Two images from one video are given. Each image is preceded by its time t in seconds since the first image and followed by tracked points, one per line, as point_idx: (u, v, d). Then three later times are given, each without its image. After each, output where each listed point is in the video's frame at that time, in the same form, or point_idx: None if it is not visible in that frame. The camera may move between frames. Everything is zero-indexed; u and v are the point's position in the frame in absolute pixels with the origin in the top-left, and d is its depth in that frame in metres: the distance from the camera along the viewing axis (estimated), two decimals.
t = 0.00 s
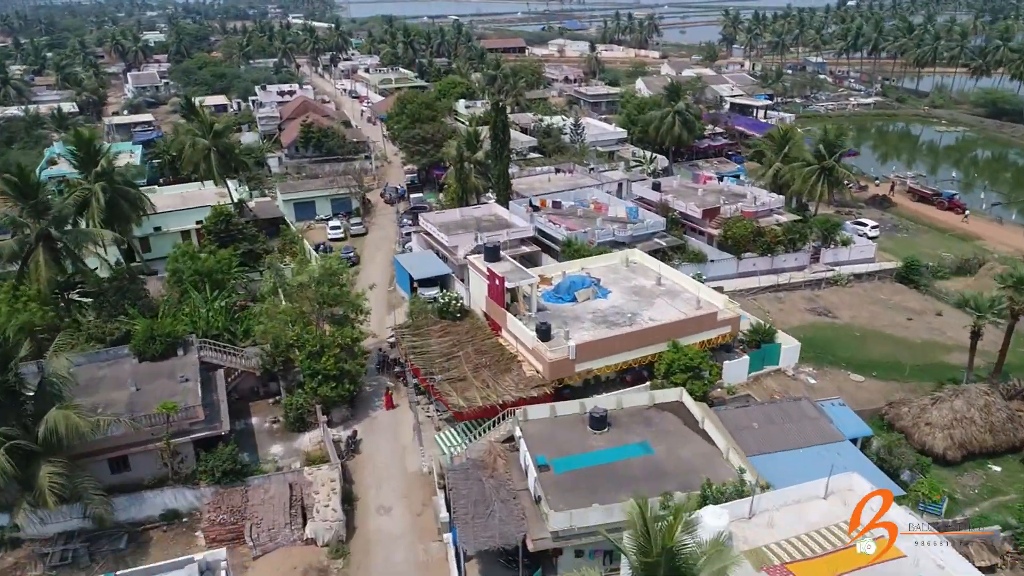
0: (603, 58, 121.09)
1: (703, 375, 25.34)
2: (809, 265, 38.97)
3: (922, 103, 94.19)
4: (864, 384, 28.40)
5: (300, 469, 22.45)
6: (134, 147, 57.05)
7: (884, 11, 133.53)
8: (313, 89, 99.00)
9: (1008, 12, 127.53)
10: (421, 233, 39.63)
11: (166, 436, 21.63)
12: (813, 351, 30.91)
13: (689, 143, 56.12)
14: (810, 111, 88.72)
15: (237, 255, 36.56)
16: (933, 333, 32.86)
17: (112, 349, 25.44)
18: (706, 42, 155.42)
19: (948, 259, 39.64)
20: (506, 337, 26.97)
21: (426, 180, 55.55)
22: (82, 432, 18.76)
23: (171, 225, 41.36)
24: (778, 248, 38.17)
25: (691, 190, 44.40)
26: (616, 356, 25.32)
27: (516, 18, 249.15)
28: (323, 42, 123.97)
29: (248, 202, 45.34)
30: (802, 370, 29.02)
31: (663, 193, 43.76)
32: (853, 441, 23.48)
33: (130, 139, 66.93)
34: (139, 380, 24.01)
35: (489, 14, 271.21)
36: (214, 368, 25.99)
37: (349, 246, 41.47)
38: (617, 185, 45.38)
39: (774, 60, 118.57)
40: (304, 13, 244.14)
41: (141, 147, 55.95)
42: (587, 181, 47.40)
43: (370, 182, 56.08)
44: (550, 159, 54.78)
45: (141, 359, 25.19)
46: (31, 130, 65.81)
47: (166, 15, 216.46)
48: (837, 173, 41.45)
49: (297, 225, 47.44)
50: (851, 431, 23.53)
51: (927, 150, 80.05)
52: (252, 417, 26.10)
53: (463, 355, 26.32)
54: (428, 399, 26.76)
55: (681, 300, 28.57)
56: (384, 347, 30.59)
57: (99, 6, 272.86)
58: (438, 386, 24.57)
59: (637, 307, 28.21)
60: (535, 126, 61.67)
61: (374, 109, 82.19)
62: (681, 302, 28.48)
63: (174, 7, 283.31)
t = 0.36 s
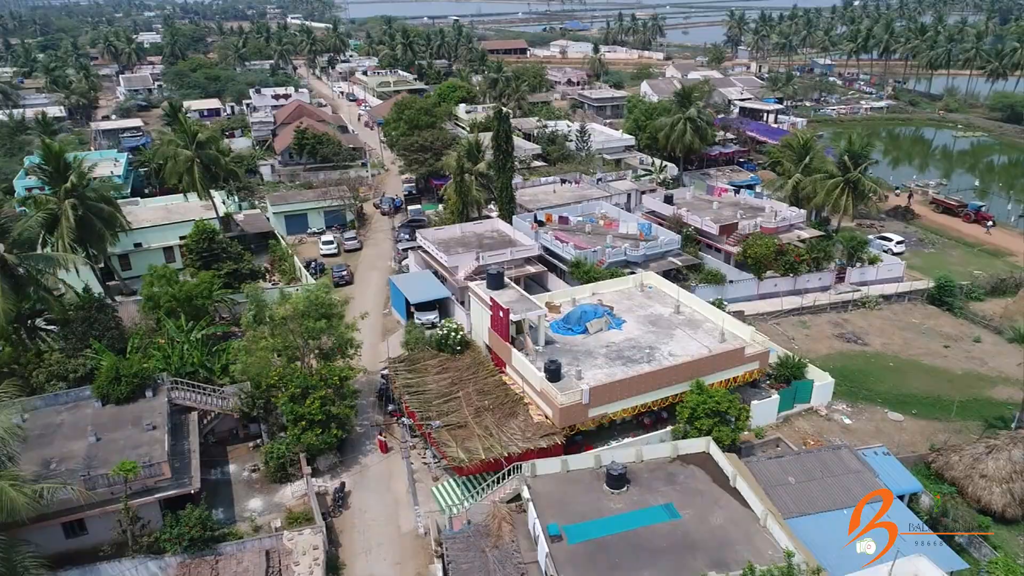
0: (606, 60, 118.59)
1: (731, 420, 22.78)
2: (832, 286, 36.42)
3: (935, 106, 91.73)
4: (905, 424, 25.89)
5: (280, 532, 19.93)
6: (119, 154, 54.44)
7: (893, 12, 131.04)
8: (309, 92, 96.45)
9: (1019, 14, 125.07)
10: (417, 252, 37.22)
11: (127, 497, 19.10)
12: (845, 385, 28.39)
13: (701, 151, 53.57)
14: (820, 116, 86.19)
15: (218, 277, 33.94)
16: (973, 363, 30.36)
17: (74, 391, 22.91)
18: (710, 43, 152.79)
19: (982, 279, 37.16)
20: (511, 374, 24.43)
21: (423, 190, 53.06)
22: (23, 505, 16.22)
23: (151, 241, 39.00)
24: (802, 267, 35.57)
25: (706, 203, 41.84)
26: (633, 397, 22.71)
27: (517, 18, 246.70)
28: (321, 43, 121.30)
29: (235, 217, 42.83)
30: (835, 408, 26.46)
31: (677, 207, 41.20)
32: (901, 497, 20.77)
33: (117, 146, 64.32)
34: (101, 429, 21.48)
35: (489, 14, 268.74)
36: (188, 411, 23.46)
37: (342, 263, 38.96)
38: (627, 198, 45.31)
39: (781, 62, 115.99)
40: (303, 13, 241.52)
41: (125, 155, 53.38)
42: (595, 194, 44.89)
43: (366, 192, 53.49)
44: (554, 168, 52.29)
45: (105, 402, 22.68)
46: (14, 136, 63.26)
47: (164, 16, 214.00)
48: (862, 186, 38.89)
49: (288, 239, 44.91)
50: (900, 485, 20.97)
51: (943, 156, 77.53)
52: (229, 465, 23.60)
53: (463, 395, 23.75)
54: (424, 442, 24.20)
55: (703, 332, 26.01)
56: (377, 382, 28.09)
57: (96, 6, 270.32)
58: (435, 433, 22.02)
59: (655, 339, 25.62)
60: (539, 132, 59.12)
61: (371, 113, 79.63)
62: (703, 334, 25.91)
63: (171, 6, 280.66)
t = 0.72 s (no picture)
0: (610, 61, 115.83)
1: (769, 481, 19.97)
2: (862, 310, 33.71)
3: (950, 110, 88.91)
4: (957, 476, 23.10)
5: None
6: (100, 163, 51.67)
7: (903, 13, 128.27)
8: (304, 94, 93.63)
9: None
10: (413, 273, 34.55)
11: None
12: (885, 427, 25.59)
13: (714, 160, 50.77)
14: (832, 120, 83.41)
15: (196, 302, 31.13)
16: (1023, 401, 27.61)
17: (20, 446, 20.13)
18: (714, 44, 149.95)
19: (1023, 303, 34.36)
20: (517, 425, 21.62)
21: (420, 201, 50.39)
22: None
23: (129, 260, 36.20)
24: (831, 291, 32.82)
25: (723, 218, 39.08)
26: (658, 454, 19.96)
27: (518, 18, 243.95)
28: (318, 44, 118.53)
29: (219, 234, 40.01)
30: (878, 456, 23.73)
31: (692, 223, 38.44)
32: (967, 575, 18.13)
33: (101, 153, 61.49)
34: (46, 494, 18.64)
35: (490, 14, 266.15)
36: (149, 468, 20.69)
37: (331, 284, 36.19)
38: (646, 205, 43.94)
39: (788, 64, 113.24)
40: (301, 14, 238.79)
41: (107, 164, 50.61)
42: (603, 207, 42.12)
43: (360, 204, 50.73)
44: (559, 178, 49.55)
45: (55, 460, 19.89)
46: None
47: (161, 16, 211.26)
48: (893, 201, 36.07)
49: (277, 255, 42.14)
50: (967, 560, 18.34)
51: (961, 161, 74.73)
52: (198, 527, 20.86)
53: (464, 449, 20.92)
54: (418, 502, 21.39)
55: (730, 373, 23.29)
56: (367, 426, 25.31)
57: (92, 6, 267.60)
58: (431, 498, 19.20)
59: (677, 381, 22.88)
60: (542, 139, 56.36)
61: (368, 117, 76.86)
62: (730, 375, 23.19)
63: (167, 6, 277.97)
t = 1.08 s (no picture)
0: (614, 63, 112.74)
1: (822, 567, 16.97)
2: (900, 340, 30.79)
3: (966, 114, 86.01)
4: None
5: None
6: (77, 175, 48.70)
7: (913, 14, 125.42)
8: (299, 98, 90.78)
9: None
10: (408, 299, 31.65)
11: None
12: (942, 483, 22.60)
13: (729, 170, 47.81)
14: (845, 125, 80.48)
15: (168, 335, 28.19)
16: None
17: None
18: (719, 46, 147.10)
19: None
20: (525, 493, 18.66)
21: (417, 214, 47.46)
22: None
23: (101, 284, 33.30)
24: (867, 321, 29.89)
25: (744, 236, 36.18)
26: (691, 533, 16.98)
27: (519, 19, 241.32)
28: (314, 46, 115.65)
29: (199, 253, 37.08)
30: (937, 522, 20.77)
31: (711, 242, 35.56)
32: None
33: (83, 162, 58.55)
34: None
35: (490, 15, 263.44)
36: (96, 547, 17.73)
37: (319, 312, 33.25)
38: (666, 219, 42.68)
39: (796, 66, 110.30)
40: (299, 14, 236.30)
41: (85, 175, 47.71)
42: (614, 225, 39.26)
43: (354, 217, 47.76)
44: (566, 190, 46.72)
45: None
46: None
47: (157, 16, 208.48)
48: (931, 220, 33.08)
49: (263, 275, 39.20)
50: None
51: (983, 168, 71.70)
52: None
53: (464, 523, 17.99)
54: None
55: (768, 428, 20.39)
56: (354, 484, 22.33)
57: (87, 7, 265.20)
58: None
59: (708, 438, 19.97)
60: (547, 148, 53.42)
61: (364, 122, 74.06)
62: (768, 431, 20.29)
63: (163, 7, 275.71)
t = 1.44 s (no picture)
0: (617, 64, 109.77)
1: None
2: (948, 378, 27.72)
3: (985, 118, 83.01)
4: None
5: None
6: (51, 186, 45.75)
7: (923, 15, 122.53)
8: (294, 102, 87.86)
9: None
10: (402, 332, 28.63)
11: None
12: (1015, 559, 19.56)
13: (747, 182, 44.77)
14: (860, 131, 77.50)
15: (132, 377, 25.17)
16: None
17: None
18: (725, 48, 144.28)
19: None
20: None
21: (414, 229, 44.41)
22: None
23: (64, 313, 30.17)
24: (914, 358, 26.82)
25: (770, 259, 33.15)
26: None
27: (519, 19, 238.39)
28: (311, 48, 112.71)
29: (174, 277, 34.06)
30: None
31: (735, 265, 32.52)
32: None
33: (62, 171, 55.61)
34: None
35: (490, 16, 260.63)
36: None
37: (304, 344, 30.21)
38: (680, 235, 40.54)
39: (806, 68, 107.35)
40: (297, 14, 233.52)
41: (59, 187, 44.78)
42: (626, 244, 36.25)
43: (346, 233, 44.74)
44: (572, 203, 43.74)
45: None
46: None
47: (152, 17, 205.42)
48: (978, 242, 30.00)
49: (246, 299, 36.18)
50: None
51: (1006, 175, 68.64)
52: None
53: None
54: None
55: (821, 503, 17.32)
56: (336, 561, 19.28)
57: (82, 6, 262.38)
58: None
59: (751, 517, 16.92)
60: (551, 157, 50.43)
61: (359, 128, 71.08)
62: (822, 507, 17.23)
63: (159, 6, 272.87)
